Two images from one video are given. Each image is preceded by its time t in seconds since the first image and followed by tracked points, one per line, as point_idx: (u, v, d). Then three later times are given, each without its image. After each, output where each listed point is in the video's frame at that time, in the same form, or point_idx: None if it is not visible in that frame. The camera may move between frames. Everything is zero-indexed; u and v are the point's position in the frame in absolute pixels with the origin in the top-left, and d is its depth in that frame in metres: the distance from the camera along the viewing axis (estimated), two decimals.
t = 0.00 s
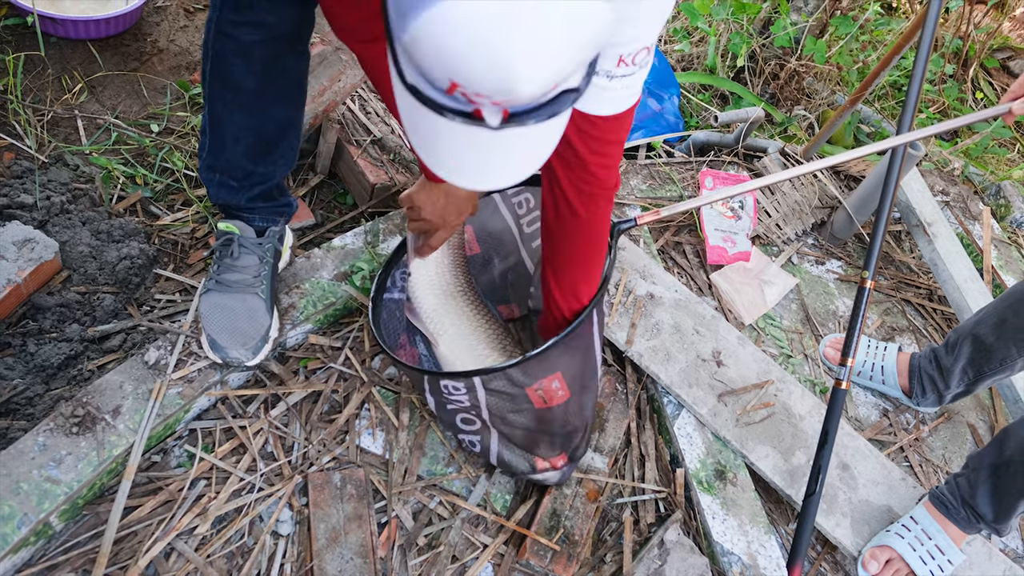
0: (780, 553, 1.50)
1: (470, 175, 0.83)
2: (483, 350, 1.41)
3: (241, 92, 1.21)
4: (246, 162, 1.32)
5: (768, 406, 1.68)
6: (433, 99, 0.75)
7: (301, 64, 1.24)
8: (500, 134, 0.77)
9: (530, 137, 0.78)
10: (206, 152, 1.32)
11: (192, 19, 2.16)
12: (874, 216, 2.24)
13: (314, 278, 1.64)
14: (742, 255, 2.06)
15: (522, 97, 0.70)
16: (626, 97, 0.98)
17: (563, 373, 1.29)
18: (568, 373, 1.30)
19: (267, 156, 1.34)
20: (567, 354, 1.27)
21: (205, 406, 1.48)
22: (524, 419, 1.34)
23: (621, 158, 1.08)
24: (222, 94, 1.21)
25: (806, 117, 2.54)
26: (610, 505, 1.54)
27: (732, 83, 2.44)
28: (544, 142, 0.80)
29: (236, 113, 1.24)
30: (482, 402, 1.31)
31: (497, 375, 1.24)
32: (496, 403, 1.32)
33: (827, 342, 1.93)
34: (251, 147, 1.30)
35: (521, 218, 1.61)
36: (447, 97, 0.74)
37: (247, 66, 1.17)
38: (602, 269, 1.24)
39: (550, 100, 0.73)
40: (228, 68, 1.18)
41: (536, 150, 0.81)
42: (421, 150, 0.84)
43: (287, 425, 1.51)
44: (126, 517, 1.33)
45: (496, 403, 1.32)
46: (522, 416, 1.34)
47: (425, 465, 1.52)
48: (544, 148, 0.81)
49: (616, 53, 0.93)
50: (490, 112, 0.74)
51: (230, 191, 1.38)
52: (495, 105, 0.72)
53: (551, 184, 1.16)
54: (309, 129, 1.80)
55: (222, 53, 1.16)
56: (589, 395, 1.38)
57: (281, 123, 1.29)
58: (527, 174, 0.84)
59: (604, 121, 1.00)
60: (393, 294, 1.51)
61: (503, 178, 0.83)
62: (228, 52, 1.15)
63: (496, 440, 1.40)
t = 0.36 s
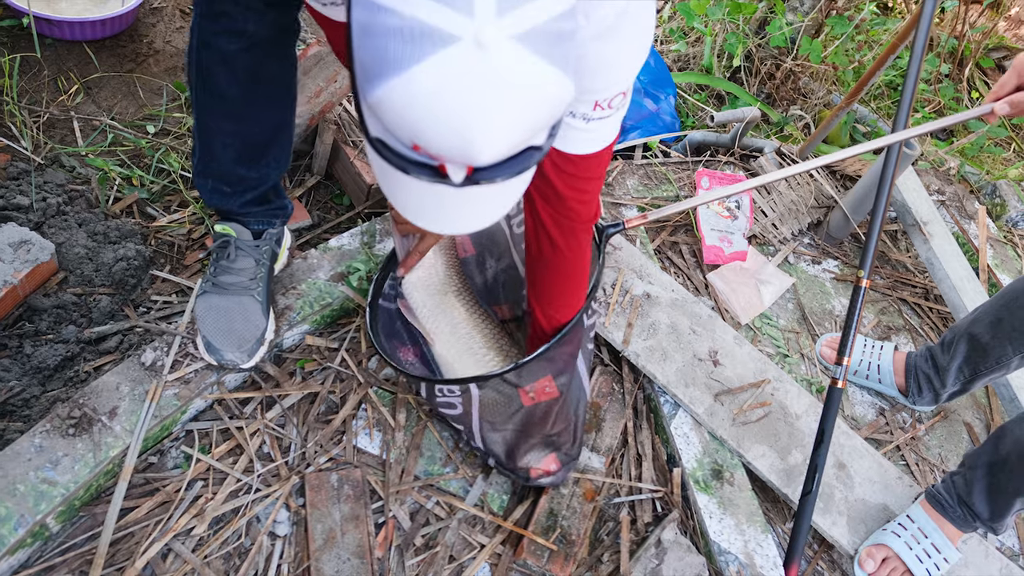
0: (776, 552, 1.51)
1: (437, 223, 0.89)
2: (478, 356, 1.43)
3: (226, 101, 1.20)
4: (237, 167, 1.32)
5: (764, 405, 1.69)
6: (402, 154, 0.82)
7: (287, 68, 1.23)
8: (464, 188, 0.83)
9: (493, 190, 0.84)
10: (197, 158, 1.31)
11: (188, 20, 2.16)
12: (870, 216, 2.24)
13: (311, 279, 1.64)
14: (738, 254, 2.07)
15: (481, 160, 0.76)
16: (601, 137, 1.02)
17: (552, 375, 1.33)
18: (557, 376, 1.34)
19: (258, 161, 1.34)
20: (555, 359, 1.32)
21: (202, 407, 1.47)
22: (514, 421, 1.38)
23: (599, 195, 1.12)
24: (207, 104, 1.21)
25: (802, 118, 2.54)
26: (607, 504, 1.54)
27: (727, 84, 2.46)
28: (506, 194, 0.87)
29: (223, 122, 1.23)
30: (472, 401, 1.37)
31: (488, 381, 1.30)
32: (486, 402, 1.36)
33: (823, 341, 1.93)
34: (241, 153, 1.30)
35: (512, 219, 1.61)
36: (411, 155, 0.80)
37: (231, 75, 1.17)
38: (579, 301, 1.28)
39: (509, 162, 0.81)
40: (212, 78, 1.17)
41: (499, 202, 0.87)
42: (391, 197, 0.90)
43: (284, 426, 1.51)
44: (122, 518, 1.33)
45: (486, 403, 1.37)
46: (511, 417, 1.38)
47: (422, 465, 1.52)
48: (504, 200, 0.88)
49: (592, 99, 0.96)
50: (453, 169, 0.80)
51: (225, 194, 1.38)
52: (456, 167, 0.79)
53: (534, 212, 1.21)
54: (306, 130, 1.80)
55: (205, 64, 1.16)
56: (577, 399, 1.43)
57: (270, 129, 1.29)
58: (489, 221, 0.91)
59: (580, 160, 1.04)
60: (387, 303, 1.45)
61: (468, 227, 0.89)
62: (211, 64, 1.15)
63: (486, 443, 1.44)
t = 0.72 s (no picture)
0: (774, 551, 1.51)
1: (440, 228, 0.90)
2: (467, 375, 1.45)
3: (210, 98, 1.20)
4: (225, 166, 1.32)
5: (762, 404, 1.69)
6: (407, 162, 0.82)
7: (271, 64, 1.23)
8: (468, 198, 0.84)
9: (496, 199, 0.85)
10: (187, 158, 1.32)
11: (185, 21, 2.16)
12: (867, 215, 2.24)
13: (308, 280, 1.64)
14: (736, 254, 2.07)
15: (488, 173, 0.77)
16: (608, 146, 1.05)
17: (553, 398, 1.33)
18: (557, 398, 1.34)
19: (246, 159, 1.33)
20: (557, 382, 1.31)
21: (199, 409, 1.47)
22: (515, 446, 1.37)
23: (605, 204, 1.17)
24: (192, 101, 1.21)
25: (800, 117, 2.55)
26: (605, 505, 1.55)
27: (724, 84, 2.45)
28: (507, 201, 0.88)
29: (208, 119, 1.23)
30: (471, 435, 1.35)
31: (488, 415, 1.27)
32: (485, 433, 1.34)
33: (820, 341, 1.93)
34: (229, 151, 1.30)
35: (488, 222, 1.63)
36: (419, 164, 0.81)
37: (213, 71, 1.17)
38: (585, 304, 1.34)
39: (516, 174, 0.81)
40: (194, 75, 1.18)
41: (501, 210, 0.88)
42: (394, 201, 0.91)
43: (282, 427, 1.51)
44: (120, 520, 1.33)
45: (486, 435, 1.34)
46: (511, 441, 1.36)
47: (420, 465, 1.52)
48: (507, 208, 0.89)
49: (598, 107, 0.98)
50: (459, 180, 0.81)
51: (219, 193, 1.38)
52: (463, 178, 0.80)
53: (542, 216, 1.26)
54: (303, 131, 1.80)
55: (186, 61, 1.17)
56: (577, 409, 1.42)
57: (257, 126, 1.28)
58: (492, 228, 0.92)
59: (588, 168, 1.07)
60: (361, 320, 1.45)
61: (469, 233, 0.90)
62: (192, 60, 1.16)
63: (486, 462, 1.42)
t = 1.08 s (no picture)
0: (773, 550, 1.51)
1: (441, 232, 0.92)
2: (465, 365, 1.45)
3: (203, 98, 1.21)
4: (220, 166, 1.32)
5: (760, 404, 1.69)
6: (415, 163, 0.85)
7: (264, 65, 1.23)
8: (475, 201, 0.86)
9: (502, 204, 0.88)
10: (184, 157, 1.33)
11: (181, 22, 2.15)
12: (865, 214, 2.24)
13: (305, 281, 1.64)
14: (733, 253, 2.07)
15: (500, 175, 0.80)
16: (607, 146, 1.05)
17: (551, 392, 1.32)
18: (556, 392, 1.33)
19: (241, 159, 1.33)
20: (556, 375, 1.32)
21: (196, 410, 1.47)
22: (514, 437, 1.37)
23: (606, 204, 1.17)
24: (185, 100, 1.22)
25: (797, 117, 2.55)
26: (603, 504, 1.55)
27: (722, 83, 2.45)
28: (510, 206, 0.91)
29: (202, 119, 1.24)
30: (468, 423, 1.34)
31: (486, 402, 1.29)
32: (484, 423, 1.34)
33: (818, 340, 1.93)
34: (224, 152, 1.30)
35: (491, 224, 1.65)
36: (427, 164, 0.84)
37: (206, 71, 1.18)
38: (585, 302, 1.34)
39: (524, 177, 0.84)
40: (188, 75, 1.19)
41: (505, 215, 0.91)
42: (397, 203, 0.93)
43: (279, 428, 1.51)
44: (117, 521, 1.33)
45: (484, 425, 1.35)
46: (509, 434, 1.37)
47: (418, 465, 1.52)
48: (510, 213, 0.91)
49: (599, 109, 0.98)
50: (466, 181, 0.83)
51: (212, 193, 1.38)
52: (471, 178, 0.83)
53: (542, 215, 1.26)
54: (300, 131, 1.80)
55: (179, 60, 1.17)
56: (577, 408, 1.41)
57: (251, 126, 1.28)
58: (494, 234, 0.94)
59: (590, 170, 1.08)
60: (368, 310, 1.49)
61: (471, 237, 0.92)
62: (184, 60, 1.17)
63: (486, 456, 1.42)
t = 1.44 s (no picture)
0: (772, 550, 1.51)
1: (429, 235, 0.91)
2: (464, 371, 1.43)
3: (203, 99, 1.21)
4: (219, 167, 1.32)
5: (759, 404, 1.69)
6: (395, 171, 0.84)
7: (264, 66, 1.23)
8: (456, 205, 0.85)
9: (484, 205, 0.86)
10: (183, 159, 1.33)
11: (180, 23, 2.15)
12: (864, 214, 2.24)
13: (304, 282, 1.64)
14: (733, 253, 2.07)
15: (474, 178, 0.79)
16: (603, 146, 1.06)
17: (552, 397, 1.32)
18: (557, 397, 1.33)
19: (241, 161, 1.34)
20: (558, 381, 1.32)
21: (196, 410, 1.48)
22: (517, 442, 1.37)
23: (603, 204, 1.18)
24: (185, 101, 1.22)
25: (796, 117, 2.55)
26: (602, 504, 1.55)
27: (721, 83, 2.45)
28: (495, 209, 0.89)
29: (202, 120, 1.24)
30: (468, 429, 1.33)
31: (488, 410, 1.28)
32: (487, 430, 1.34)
33: (817, 340, 1.93)
34: (223, 153, 1.30)
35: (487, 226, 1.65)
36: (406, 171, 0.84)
37: (206, 72, 1.18)
38: (586, 303, 1.34)
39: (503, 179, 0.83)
40: (187, 77, 1.19)
41: (490, 215, 0.89)
42: (385, 208, 0.92)
43: (279, 428, 1.51)
44: (116, 522, 1.33)
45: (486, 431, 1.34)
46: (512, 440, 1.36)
47: (417, 466, 1.53)
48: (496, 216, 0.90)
49: (594, 110, 0.99)
50: (446, 185, 0.83)
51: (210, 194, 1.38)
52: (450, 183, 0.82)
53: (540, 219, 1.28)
54: (300, 132, 1.80)
55: (178, 62, 1.18)
56: (578, 413, 1.42)
57: (251, 127, 1.29)
58: (481, 238, 0.93)
59: (585, 169, 1.09)
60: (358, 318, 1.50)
61: (458, 240, 0.91)
62: (184, 62, 1.17)
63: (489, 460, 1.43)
